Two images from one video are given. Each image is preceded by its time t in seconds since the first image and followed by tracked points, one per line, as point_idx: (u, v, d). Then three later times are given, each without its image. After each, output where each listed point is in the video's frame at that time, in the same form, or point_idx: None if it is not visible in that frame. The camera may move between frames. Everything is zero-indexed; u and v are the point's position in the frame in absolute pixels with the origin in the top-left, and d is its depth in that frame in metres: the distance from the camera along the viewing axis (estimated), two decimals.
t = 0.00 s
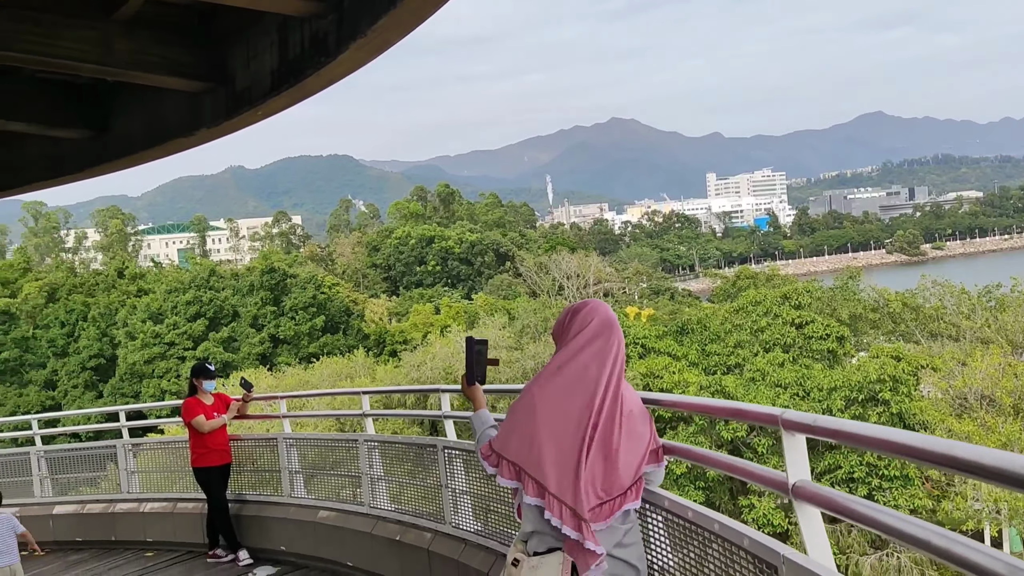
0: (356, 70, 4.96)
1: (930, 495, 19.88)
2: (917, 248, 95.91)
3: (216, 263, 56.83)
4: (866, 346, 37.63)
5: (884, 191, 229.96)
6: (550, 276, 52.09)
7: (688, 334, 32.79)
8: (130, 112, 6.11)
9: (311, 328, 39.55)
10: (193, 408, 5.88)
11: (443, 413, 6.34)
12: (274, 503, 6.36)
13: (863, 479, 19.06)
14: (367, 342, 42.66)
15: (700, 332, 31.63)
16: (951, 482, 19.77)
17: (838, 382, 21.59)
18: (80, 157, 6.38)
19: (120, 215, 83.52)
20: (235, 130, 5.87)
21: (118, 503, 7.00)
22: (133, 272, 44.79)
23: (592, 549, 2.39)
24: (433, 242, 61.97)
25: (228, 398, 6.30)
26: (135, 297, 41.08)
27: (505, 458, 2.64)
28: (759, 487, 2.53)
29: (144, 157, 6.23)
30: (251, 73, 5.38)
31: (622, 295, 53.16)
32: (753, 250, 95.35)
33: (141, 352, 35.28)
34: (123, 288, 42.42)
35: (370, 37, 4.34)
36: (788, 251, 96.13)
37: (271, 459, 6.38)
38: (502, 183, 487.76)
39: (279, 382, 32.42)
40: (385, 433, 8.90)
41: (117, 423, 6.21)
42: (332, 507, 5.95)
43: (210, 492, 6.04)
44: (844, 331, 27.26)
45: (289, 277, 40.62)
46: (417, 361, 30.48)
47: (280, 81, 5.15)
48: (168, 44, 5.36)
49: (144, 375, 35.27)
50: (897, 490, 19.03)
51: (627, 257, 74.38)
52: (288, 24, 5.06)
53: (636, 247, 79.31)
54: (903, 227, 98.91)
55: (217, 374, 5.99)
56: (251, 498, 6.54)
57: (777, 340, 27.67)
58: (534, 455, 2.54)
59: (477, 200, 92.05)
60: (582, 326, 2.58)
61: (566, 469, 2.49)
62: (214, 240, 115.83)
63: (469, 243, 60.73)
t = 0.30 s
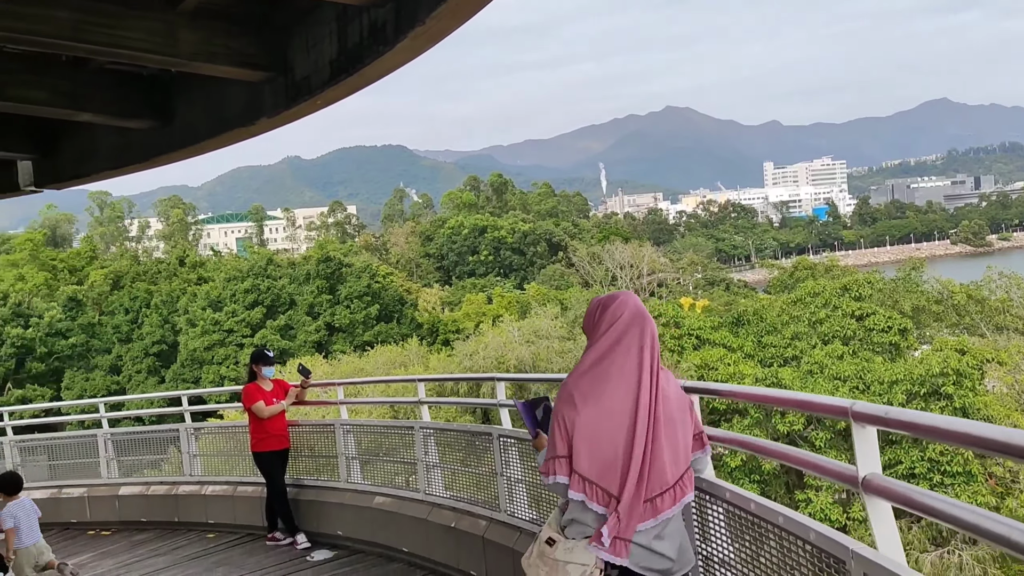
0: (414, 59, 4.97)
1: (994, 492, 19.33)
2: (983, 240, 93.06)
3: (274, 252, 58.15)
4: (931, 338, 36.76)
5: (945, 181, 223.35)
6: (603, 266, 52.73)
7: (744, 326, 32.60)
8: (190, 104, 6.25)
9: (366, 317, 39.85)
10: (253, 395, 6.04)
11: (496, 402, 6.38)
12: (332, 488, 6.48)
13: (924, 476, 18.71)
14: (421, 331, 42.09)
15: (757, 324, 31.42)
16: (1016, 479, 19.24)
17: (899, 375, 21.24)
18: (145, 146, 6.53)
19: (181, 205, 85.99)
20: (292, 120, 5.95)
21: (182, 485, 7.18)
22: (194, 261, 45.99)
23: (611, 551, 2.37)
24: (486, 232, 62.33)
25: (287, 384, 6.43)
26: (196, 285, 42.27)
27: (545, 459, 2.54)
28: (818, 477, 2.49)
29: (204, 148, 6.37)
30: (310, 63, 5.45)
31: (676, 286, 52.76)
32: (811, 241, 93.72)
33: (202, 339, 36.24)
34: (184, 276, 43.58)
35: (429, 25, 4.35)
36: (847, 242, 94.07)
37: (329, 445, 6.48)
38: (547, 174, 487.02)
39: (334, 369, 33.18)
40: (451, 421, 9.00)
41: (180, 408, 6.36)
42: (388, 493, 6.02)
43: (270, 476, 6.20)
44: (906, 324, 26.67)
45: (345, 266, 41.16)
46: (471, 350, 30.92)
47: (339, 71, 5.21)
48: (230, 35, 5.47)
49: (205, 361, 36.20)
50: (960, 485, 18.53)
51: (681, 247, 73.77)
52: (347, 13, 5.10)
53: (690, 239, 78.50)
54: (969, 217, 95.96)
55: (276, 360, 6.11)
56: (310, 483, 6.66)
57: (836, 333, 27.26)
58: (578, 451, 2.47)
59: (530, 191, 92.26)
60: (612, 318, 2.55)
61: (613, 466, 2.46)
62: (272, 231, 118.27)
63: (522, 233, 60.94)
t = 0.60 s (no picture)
0: (470, 48, 4.97)
1: None
2: None
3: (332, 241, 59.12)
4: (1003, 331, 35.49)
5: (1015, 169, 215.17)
6: (659, 256, 52.22)
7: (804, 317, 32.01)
8: (249, 96, 6.35)
9: (422, 306, 39.63)
10: (312, 381, 6.12)
11: (551, 392, 6.37)
12: (387, 475, 6.55)
13: (991, 472, 18.26)
14: (476, 320, 42.16)
15: (818, 314, 30.82)
16: None
17: (965, 368, 21.02)
18: (209, 137, 6.68)
19: (241, 194, 87.94)
20: (350, 110, 6.00)
21: (242, 470, 7.35)
22: (255, 250, 46.97)
23: (679, 537, 2.61)
24: (541, 221, 62.33)
25: (344, 371, 6.53)
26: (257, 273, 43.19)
27: (560, 460, 2.75)
28: (876, 472, 2.40)
29: (262, 138, 6.47)
30: (368, 53, 5.48)
31: (734, 276, 51.95)
32: (874, 230, 91.28)
33: (262, 327, 37.05)
34: (246, 265, 44.58)
35: (486, 13, 4.33)
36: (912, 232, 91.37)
37: (385, 433, 6.55)
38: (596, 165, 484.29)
39: (390, 357, 33.69)
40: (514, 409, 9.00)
41: (240, 394, 6.51)
42: (443, 481, 6.06)
43: (327, 462, 6.29)
44: (975, 316, 25.81)
45: (403, 255, 41.61)
46: (524, 339, 31.12)
47: (396, 60, 5.24)
48: (291, 26, 5.54)
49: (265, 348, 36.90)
50: None
51: (739, 237, 72.61)
52: (404, 3, 5.11)
53: (748, 229, 77.12)
54: None
55: (333, 348, 6.21)
56: (366, 469, 6.75)
57: (899, 325, 26.75)
58: (593, 446, 2.69)
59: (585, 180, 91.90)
60: (611, 320, 2.79)
61: (626, 457, 2.66)
62: (330, 220, 120.27)
63: (577, 223, 60.80)
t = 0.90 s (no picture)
0: (527, 37, 4.94)
1: None
2: None
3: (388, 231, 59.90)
4: None
5: None
6: (717, 247, 51.59)
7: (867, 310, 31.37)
8: (307, 89, 6.46)
9: (475, 296, 40.40)
10: (368, 369, 6.19)
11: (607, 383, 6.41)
12: (441, 464, 6.60)
13: None
14: (530, 311, 42.61)
15: (881, 307, 30.17)
16: None
17: None
18: (269, 128, 6.79)
19: (301, 185, 89.73)
20: (406, 101, 6.04)
21: (301, 456, 7.49)
22: (313, 240, 47.79)
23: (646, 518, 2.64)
24: (596, 212, 62.08)
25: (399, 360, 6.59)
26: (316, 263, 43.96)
27: (538, 445, 2.76)
28: (941, 468, 2.33)
29: (319, 130, 6.56)
30: (425, 44, 5.50)
31: (793, 268, 50.67)
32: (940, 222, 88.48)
33: (319, 316, 37.69)
34: (304, 255, 45.43)
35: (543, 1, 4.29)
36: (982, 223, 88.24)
37: (440, 421, 6.60)
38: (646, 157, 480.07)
39: (445, 347, 34.20)
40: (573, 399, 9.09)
41: (299, 381, 6.64)
42: (498, 469, 6.08)
43: (383, 449, 6.36)
44: None
45: (457, 246, 41.80)
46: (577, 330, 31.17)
47: (452, 50, 5.24)
48: (350, 18, 5.59)
49: (322, 337, 37.53)
50: None
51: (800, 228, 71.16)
52: None
53: (808, 219, 75.60)
54: None
55: (389, 337, 6.24)
56: (421, 458, 6.81)
57: (966, 318, 26.24)
58: (572, 434, 2.71)
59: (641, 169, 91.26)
60: (586, 312, 2.81)
61: (605, 440, 2.69)
62: (386, 210, 121.85)
63: (632, 213, 60.46)
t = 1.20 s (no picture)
0: (582, 26, 4.90)
1: None
2: None
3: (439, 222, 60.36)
4: None
5: None
6: (771, 239, 50.82)
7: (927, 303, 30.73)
8: (361, 81, 6.52)
9: (526, 288, 40.04)
10: (419, 360, 6.23)
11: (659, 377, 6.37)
12: (492, 454, 6.62)
13: None
14: (580, 302, 42.38)
15: (942, 300, 29.51)
16: None
17: None
18: (324, 120, 6.88)
19: (353, 177, 90.87)
20: (460, 91, 6.05)
21: (354, 444, 7.60)
22: (365, 232, 48.35)
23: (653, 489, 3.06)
24: (647, 203, 61.68)
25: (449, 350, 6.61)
26: (368, 254, 44.46)
27: (560, 428, 3.19)
28: (1001, 462, 2.29)
29: (373, 121, 6.62)
30: (478, 35, 5.51)
31: (852, 261, 49.07)
32: (1006, 214, 85.52)
33: (371, 307, 38.30)
34: (357, 246, 46.09)
35: None
36: None
37: (491, 412, 6.62)
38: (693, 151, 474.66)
39: (495, 339, 34.47)
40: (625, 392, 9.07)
41: (352, 370, 6.74)
42: (548, 462, 6.05)
43: (434, 439, 6.41)
44: None
45: (508, 237, 42.05)
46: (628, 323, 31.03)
47: (506, 41, 5.24)
48: (406, 10, 5.62)
49: (375, 327, 38.20)
50: None
51: (858, 220, 69.61)
52: None
53: (865, 212, 73.89)
54: None
55: (441, 329, 6.26)
56: (472, 448, 6.85)
57: None
58: (588, 415, 3.14)
59: (694, 160, 90.35)
60: (605, 305, 3.23)
61: (617, 421, 3.12)
62: (437, 201, 122.55)
63: (685, 205, 59.93)
